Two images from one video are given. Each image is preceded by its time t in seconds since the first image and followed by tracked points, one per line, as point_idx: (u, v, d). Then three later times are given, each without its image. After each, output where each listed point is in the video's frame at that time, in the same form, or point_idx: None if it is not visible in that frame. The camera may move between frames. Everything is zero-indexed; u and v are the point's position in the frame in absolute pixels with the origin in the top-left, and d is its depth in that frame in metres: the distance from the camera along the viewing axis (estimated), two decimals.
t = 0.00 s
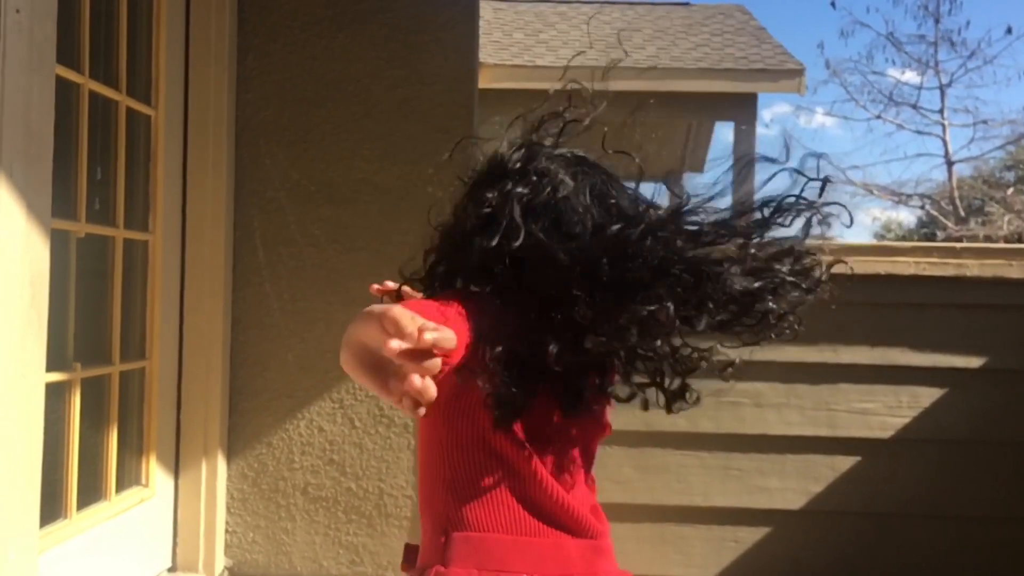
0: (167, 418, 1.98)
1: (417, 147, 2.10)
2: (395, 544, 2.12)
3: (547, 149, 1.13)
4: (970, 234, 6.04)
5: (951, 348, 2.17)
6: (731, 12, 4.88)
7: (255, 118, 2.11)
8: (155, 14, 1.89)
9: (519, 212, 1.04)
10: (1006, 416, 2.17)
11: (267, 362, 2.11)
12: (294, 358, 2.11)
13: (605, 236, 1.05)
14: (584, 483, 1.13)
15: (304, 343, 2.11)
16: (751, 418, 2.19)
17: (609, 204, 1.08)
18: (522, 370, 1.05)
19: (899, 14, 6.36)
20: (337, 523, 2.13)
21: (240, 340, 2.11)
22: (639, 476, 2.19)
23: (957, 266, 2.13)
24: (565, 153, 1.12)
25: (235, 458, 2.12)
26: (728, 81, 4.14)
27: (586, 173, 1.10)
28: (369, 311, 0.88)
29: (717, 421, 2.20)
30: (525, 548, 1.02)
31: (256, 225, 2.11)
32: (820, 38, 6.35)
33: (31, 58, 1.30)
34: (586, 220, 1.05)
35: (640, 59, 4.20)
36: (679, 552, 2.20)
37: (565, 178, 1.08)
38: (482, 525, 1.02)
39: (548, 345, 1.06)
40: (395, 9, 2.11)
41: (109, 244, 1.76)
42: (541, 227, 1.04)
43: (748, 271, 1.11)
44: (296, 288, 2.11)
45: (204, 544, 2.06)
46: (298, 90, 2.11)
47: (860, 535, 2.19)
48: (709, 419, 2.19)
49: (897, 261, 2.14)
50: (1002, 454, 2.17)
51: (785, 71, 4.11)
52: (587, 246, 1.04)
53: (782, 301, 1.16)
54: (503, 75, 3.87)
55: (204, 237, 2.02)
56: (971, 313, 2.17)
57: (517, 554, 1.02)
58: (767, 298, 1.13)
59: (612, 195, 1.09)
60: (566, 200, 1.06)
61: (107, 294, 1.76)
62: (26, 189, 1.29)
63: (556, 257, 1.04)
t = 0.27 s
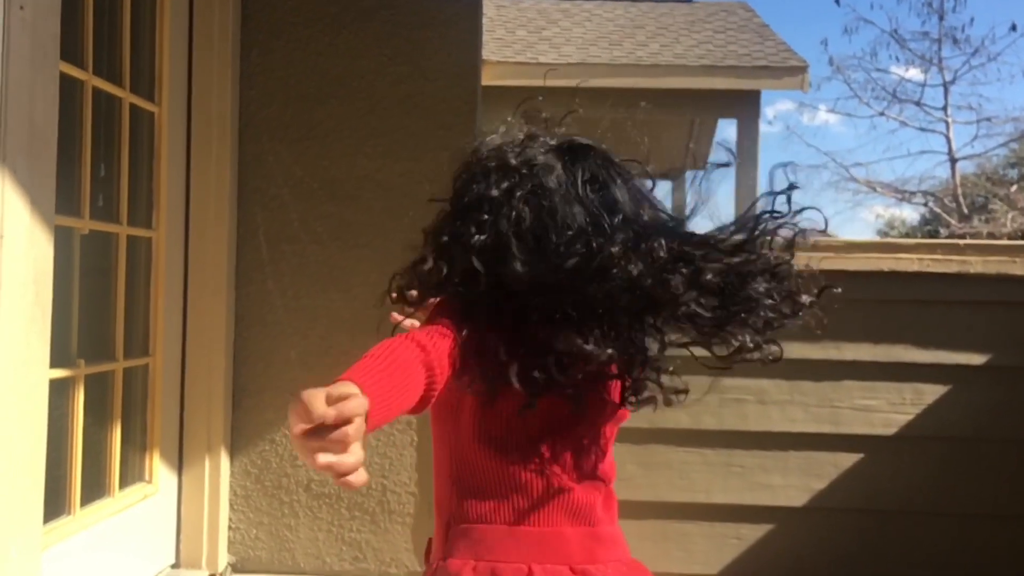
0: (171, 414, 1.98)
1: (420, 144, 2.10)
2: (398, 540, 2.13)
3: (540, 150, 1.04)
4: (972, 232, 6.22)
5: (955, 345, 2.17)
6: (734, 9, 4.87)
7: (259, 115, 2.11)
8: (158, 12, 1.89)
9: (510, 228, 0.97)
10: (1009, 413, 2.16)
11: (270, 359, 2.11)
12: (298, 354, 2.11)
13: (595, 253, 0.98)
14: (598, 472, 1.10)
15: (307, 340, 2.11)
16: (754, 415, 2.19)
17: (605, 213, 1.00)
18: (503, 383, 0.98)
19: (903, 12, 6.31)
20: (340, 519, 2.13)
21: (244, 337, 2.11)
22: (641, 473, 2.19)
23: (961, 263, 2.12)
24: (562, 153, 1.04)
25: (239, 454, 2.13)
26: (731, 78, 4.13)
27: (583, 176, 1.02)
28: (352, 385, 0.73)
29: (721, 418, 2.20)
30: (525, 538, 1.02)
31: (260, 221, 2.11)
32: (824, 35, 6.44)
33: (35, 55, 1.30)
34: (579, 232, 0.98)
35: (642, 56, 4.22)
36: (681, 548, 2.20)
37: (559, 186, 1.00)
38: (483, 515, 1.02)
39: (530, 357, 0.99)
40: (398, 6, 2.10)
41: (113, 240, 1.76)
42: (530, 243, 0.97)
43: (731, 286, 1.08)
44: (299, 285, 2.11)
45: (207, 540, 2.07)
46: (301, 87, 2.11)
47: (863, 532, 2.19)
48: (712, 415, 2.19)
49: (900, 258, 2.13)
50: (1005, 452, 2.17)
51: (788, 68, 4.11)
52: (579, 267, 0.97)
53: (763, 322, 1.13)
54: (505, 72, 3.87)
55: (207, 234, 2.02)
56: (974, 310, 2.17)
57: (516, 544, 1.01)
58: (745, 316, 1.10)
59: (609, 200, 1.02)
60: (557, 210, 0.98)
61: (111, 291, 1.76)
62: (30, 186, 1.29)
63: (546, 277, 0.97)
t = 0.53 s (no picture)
0: (173, 412, 1.98)
1: (422, 141, 2.10)
2: (400, 538, 2.13)
3: (537, 149, 1.06)
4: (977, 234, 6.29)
5: (957, 343, 2.17)
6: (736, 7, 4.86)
7: (260, 113, 2.11)
8: (160, 10, 1.89)
9: (482, 225, 1.01)
10: (1012, 411, 2.16)
11: (272, 357, 2.11)
12: (300, 352, 2.11)
13: (560, 259, 1.00)
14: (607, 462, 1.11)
15: (309, 338, 2.11)
16: (756, 413, 2.19)
17: (584, 221, 1.03)
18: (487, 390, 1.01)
19: (906, 9, 6.43)
20: (342, 517, 2.13)
21: (246, 335, 2.11)
22: (644, 471, 2.19)
23: (963, 260, 2.12)
24: (556, 155, 1.06)
25: (241, 452, 2.13)
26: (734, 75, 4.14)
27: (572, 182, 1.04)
28: (321, 459, 0.88)
29: (723, 416, 2.19)
30: (525, 528, 1.05)
31: (262, 219, 2.11)
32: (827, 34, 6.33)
33: (37, 52, 1.30)
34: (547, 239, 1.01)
35: (644, 54, 4.21)
36: (684, 546, 2.20)
37: (542, 188, 1.03)
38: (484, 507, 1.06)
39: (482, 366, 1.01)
40: (399, 4, 2.10)
41: (115, 238, 1.76)
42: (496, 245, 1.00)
43: (691, 314, 1.10)
44: (300, 283, 2.11)
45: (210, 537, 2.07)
46: (303, 85, 2.11)
47: (865, 530, 2.19)
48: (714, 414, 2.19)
49: (902, 256, 2.13)
50: (1007, 450, 2.17)
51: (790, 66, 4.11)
52: (539, 274, 1.00)
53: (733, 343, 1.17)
54: (507, 71, 3.86)
55: (209, 232, 2.02)
56: (977, 308, 2.16)
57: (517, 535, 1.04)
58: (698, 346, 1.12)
59: (592, 211, 1.04)
60: (533, 210, 1.02)
61: (114, 288, 1.76)
62: (32, 183, 1.29)
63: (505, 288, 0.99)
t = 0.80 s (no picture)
0: (175, 409, 1.98)
1: (424, 139, 2.09)
2: (402, 535, 2.13)
3: (534, 149, 1.14)
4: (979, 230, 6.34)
5: (960, 340, 2.17)
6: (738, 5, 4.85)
7: (262, 111, 2.11)
8: (163, 7, 1.89)
9: (472, 226, 1.11)
10: (1014, 408, 2.16)
11: (274, 354, 2.12)
12: (302, 349, 2.12)
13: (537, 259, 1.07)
14: (614, 458, 1.14)
15: (311, 335, 2.11)
16: (758, 410, 2.19)
17: (566, 225, 1.09)
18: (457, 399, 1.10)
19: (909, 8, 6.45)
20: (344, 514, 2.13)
21: (248, 332, 2.12)
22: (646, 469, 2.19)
23: (966, 258, 2.12)
24: (551, 157, 1.13)
25: (243, 449, 2.13)
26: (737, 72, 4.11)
27: (560, 182, 1.11)
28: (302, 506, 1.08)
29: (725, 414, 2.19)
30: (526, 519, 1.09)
31: (264, 217, 2.11)
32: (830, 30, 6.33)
33: (39, 49, 1.30)
34: (525, 236, 1.08)
35: (646, 51, 4.21)
36: (685, 544, 2.20)
37: (529, 190, 1.10)
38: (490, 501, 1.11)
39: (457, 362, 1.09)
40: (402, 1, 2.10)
41: (118, 235, 1.76)
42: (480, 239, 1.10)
43: (664, 327, 1.13)
44: (302, 280, 2.11)
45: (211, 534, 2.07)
46: (305, 82, 2.11)
47: (867, 528, 2.19)
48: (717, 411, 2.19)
49: (905, 253, 2.13)
50: (1010, 448, 2.16)
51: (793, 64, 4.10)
52: (510, 272, 1.08)
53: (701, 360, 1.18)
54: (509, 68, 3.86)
55: (212, 229, 2.02)
56: (980, 305, 2.16)
57: (519, 529, 1.09)
58: (669, 358, 1.14)
59: (572, 212, 1.09)
60: (518, 207, 1.09)
61: (116, 285, 1.76)
62: (35, 181, 1.29)
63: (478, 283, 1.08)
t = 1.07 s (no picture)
0: (176, 406, 1.99)
1: (426, 136, 2.09)
2: (404, 531, 2.13)
3: (534, 150, 1.10)
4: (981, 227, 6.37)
5: (962, 337, 2.16)
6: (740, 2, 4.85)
7: (264, 108, 2.11)
8: (164, 4, 1.89)
9: (468, 225, 1.09)
10: (1017, 405, 2.15)
11: (276, 351, 2.11)
12: (303, 346, 2.11)
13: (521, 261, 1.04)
14: (620, 455, 1.05)
15: (313, 332, 2.11)
16: (760, 407, 2.19)
17: (557, 227, 1.04)
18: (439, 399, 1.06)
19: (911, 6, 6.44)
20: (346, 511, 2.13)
21: (250, 329, 2.11)
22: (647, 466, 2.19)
23: (969, 255, 2.11)
24: (549, 156, 1.09)
25: (245, 446, 2.13)
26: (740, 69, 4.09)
27: (554, 184, 1.06)
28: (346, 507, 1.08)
29: (728, 410, 2.19)
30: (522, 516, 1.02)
31: (265, 213, 2.11)
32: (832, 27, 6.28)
33: (41, 45, 1.30)
34: (510, 236, 1.05)
35: (647, 48, 4.21)
36: (687, 541, 2.20)
37: (522, 189, 1.06)
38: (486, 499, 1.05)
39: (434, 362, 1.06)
40: None
41: (119, 232, 1.76)
42: (471, 237, 1.08)
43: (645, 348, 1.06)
44: (304, 277, 2.11)
45: (213, 531, 2.07)
46: (308, 79, 2.11)
47: (868, 525, 2.19)
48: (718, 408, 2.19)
49: (907, 250, 2.12)
50: (1012, 445, 2.16)
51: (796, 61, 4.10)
52: (483, 272, 1.05)
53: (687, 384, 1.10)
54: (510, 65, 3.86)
55: (213, 225, 2.02)
56: (982, 302, 2.16)
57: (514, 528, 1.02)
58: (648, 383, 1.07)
59: (556, 215, 1.05)
60: (509, 208, 1.06)
61: (118, 282, 1.76)
62: (37, 177, 1.29)
63: (451, 281, 1.07)
